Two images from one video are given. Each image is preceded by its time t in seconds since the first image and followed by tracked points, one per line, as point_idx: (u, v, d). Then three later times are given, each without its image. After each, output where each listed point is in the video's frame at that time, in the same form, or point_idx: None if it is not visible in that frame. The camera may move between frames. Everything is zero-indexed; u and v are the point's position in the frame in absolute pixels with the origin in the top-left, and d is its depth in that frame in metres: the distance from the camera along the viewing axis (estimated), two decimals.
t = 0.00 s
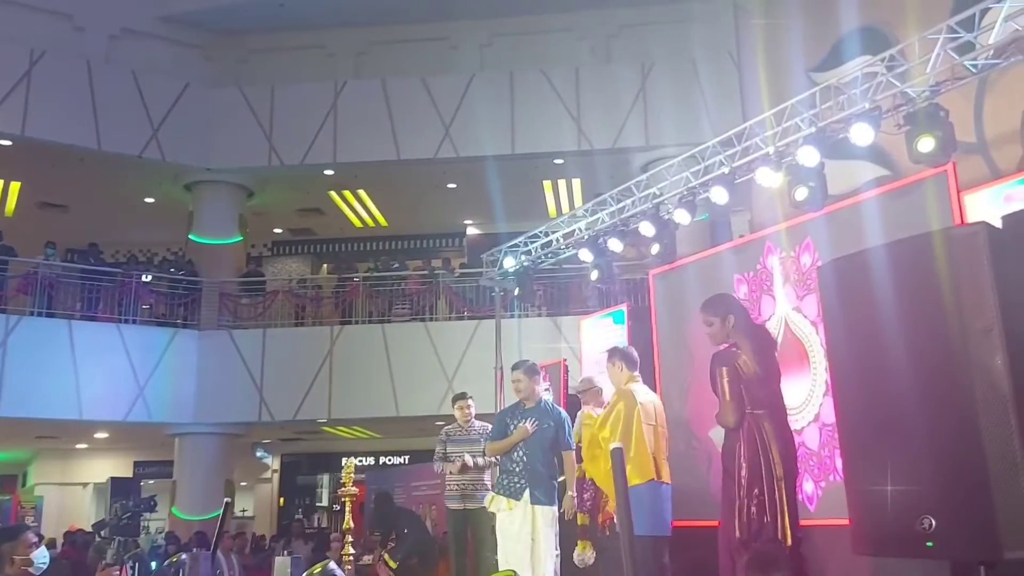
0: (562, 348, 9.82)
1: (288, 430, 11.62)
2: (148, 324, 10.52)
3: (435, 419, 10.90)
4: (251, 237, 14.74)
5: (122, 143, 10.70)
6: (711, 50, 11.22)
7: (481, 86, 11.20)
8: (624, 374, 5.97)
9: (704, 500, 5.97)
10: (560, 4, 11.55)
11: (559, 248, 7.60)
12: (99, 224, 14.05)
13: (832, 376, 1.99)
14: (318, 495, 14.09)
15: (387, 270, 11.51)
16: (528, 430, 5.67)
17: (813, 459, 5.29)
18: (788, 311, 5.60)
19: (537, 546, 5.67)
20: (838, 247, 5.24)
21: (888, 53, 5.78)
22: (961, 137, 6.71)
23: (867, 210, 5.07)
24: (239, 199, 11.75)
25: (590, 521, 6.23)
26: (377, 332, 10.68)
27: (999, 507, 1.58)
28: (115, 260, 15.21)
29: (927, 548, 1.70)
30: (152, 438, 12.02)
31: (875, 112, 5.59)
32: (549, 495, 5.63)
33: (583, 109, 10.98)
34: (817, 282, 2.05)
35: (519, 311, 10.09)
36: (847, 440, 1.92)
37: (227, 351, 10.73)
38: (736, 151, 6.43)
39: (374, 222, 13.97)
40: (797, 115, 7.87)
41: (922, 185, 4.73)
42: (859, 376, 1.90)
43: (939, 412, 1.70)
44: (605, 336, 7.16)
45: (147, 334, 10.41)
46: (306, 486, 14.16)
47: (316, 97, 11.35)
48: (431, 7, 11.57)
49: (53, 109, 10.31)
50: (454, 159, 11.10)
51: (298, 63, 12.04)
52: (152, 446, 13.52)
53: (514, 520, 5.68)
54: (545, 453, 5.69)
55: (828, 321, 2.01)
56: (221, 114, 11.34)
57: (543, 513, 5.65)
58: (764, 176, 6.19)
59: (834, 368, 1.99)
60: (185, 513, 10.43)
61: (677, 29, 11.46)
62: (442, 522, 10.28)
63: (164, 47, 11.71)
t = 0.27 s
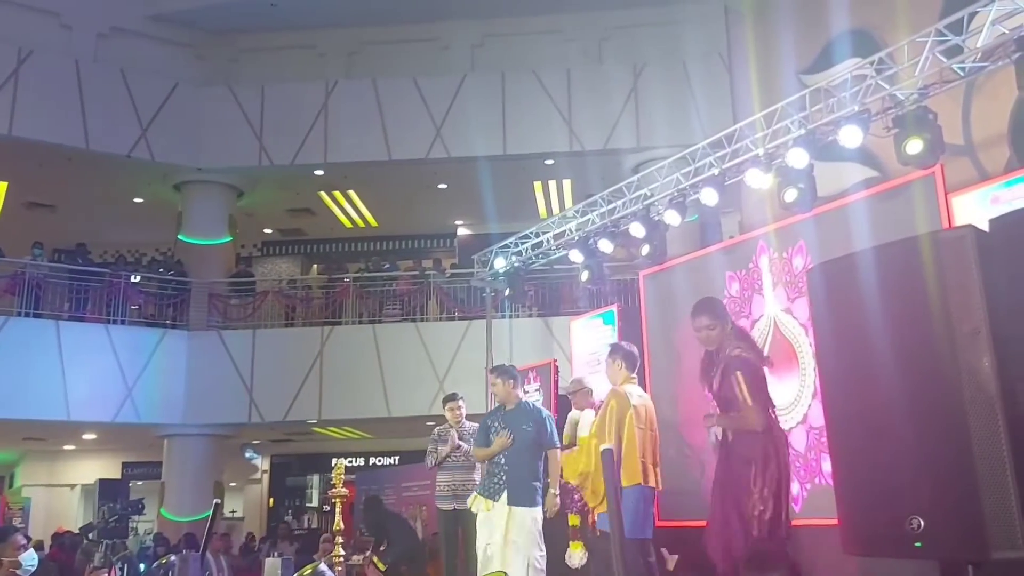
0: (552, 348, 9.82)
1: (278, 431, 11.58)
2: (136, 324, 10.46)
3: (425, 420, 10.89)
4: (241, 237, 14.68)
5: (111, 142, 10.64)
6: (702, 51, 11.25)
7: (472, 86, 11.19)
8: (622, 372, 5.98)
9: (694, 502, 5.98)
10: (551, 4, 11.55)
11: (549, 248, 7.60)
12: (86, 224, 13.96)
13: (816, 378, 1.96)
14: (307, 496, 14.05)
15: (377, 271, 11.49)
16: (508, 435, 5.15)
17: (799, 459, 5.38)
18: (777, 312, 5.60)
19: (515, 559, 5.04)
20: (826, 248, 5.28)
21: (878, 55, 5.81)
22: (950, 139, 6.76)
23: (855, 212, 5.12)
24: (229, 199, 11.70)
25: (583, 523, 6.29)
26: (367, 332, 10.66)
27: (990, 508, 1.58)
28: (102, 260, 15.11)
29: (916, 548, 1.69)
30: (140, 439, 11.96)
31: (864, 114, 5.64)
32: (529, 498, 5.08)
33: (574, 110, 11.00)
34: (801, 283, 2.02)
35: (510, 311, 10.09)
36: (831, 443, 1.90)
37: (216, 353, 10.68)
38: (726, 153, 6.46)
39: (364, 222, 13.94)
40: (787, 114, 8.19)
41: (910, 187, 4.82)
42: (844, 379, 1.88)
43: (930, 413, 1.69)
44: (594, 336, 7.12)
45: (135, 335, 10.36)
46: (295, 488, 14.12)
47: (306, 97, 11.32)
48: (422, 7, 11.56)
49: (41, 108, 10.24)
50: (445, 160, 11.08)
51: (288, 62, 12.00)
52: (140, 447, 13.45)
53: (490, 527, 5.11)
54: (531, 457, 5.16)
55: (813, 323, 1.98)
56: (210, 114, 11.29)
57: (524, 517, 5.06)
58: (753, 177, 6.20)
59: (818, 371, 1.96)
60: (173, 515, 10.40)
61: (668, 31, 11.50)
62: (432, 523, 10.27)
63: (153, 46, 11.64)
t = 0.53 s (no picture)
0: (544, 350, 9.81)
1: (270, 433, 11.55)
2: (127, 325, 10.42)
3: (418, 422, 10.87)
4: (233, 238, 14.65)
5: (102, 143, 10.59)
6: (694, 52, 11.26)
7: (465, 88, 11.19)
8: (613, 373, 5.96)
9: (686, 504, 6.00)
10: (543, 6, 11.57)
11: (541, 250, 7.60)
12: (78, 225, 13.90)
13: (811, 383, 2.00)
14: (299, 497, 14.03)
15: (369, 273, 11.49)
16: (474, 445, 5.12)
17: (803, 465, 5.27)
18: (769, 314, 5.59)
19: (492, 561, 5.02)
20: (817, 251, 5.33)
21: (869, 58, 5.83)
22: (940, 142, 6.78)
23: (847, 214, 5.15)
24: (221, 200, 11.68)
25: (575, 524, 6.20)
26: (359, 333, 10.64)
27: (976, 507, 1.60)
28: (94, 261, 15.05)
29: (906, 550, 1.71)
30: (132, 441, 11.92)
31: (855, 117, 5.65)
32: (498, 502, 5.02)
33: (566, 111, 11.00)
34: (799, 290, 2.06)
35: (502, 313, 10.09)
36: (826, 445, 1.94)
37: (209, 355, 10.64)
38: (718, 156, 6.48)
39: (357, 223, 13.91)
40: (779, 117, 7.92)
41: (900, 190, 4.85)
42: (838, 383, 1.91)
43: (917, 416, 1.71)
44: (586, 337, 7.13)
45: (126, 336, 10.32)
46: (287, 490, 14.13)
47: (298, 98, 11.30)
48: (415, 9, 11.56)
49: (33, 109, 10.21)
50: (438, 161, 11.06)
51: (281, 64, 12.00)
52: (131, 449, 13.40)
53: (470, 533, 5.15)
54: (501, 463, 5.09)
55: (808, 328, 2.01)
56: (202, 115, 11.28)
57: (497, 521, 5.02)
58: (746, 180, 6.25)
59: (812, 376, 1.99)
60: (164, 517, 10.34)
61: (662, 33, 11.54)
62: (425, 524, 10.25)
63: (145, 47, 11.61)
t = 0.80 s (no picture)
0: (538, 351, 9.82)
1: (264, 434, 11.54)
2: (121, 327, 10.40)
3: (412, 423, 10.87)
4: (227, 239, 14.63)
5: (95, 144, 10.56)
6: (688, 54, 11.29)
7: (459, 89, 11.19)
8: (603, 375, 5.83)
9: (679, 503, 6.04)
10: (537, 7, 11.58)
11: (535, 251, 7.60)
12: (71, 226, 13.86)
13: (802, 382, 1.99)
14: (293, 499, 14.03)
15: (363, 274, 11.49)
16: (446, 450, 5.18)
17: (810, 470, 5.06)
18: (762, 315, 5.63)
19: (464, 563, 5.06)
20: (810, 252, 5.35)
21: (861, 59, 5.85)
22: (932, 143, 6.83)
23: (839, 215, 5.17)
24: (214, 201, 11.66)
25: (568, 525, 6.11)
26: (354, 334, 10.63)
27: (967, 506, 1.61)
28: (87, 262, 15.01)
29: (897, 551, 1.71)
30: (125, 442, 11.88)
31: (848, 118, 5.66)
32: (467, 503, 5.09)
33: (561, 112, 11.01)
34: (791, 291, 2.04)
35: (496, 314, 10.09)
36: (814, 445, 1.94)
37: (202, 356, 10.62)
38: (711, 157, 6.49)
39: (351, 224, 13.90)
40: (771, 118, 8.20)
41: (892, 190, 4.88)
42: (828, 383, 1.90)
43: (907, 417, 1.71)
44: (580, 338, 7.15)
45: (119, 337, 10.30)
46: (281, 491, 14.13)
47: (292, 98, 11.29)
48: (409, 10, 11.55)
49: (25, 110, 10.17)
50: (432, 161, 11.06)
51: (274, 64, 11.98)
52: (125, 451, 13.35)
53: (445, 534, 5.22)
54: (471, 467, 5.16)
55: (800, 329, 2.00)
56: (196, 116, 11.25)
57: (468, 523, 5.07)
58: (739, 181, 6.28)
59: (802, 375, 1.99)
60: (159, 518, 10.34)
61: (656, 34, 11.57)
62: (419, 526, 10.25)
63: (138, 47, 11.58)
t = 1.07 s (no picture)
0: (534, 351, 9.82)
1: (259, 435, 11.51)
2: (115, 329, 10.37)
3: (407, 424, 10.85)
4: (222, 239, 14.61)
5: (89, 145, 10.53)
6: (683, 55, 11.29)
7: (454, 90, 11.19)
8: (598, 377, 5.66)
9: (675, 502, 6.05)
10: (532, 8, 11.57)
11: (530, 252, 7.60)
12: (65, 227, 13.81)
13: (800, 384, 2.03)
14: (289, 500, 14.04)
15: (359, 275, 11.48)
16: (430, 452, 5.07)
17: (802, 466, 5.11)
18: (758, 316, 5.69)
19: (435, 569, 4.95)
20: (804, 253, 5.38)
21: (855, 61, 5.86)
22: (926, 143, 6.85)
23: (833, 217, 5.19)
24: (209, 201, 11.64)
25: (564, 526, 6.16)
26: (349, 335, 10.62)
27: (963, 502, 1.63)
28: (81, 263, 14.97)
29: (894, 551, 1.73)
30: (119, 443, 11.84)
31: (842, 120, 5.68)
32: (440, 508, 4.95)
33: (556, 112, 11.02)
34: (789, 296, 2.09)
35: (492, 314, 10.09)
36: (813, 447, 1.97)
37: (198, 358, 10.60)
38: (706, 157, 6.50)
39: (346, 225, 13.88)
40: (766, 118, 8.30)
41: (886, 191, 4.90)
42: (827, 385, 1.94)
43: (903, 417, 1.74)
44: (575, 339, 7.19)
45: (114, 338, 10.27)
46: (277, 492, 14.14)
47: (287, 99, 11.27)
48: (404, 11, 11.54)
49: (19, 110, 10.13)
50: (427, 162, 11.05)
51: (269, 65, 11.96)
52: (119, 452, 13.31)
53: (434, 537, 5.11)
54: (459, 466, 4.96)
55: (798, 333, 2.05)
56: (190, 116, 11.23)
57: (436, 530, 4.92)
58: (734, 182, 6.26)
59: (801, 377, 2.03)
60: (153, 519, 10.30)
61: (652, 35, 11.59)
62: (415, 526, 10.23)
63: (132, 48, 11.55)
